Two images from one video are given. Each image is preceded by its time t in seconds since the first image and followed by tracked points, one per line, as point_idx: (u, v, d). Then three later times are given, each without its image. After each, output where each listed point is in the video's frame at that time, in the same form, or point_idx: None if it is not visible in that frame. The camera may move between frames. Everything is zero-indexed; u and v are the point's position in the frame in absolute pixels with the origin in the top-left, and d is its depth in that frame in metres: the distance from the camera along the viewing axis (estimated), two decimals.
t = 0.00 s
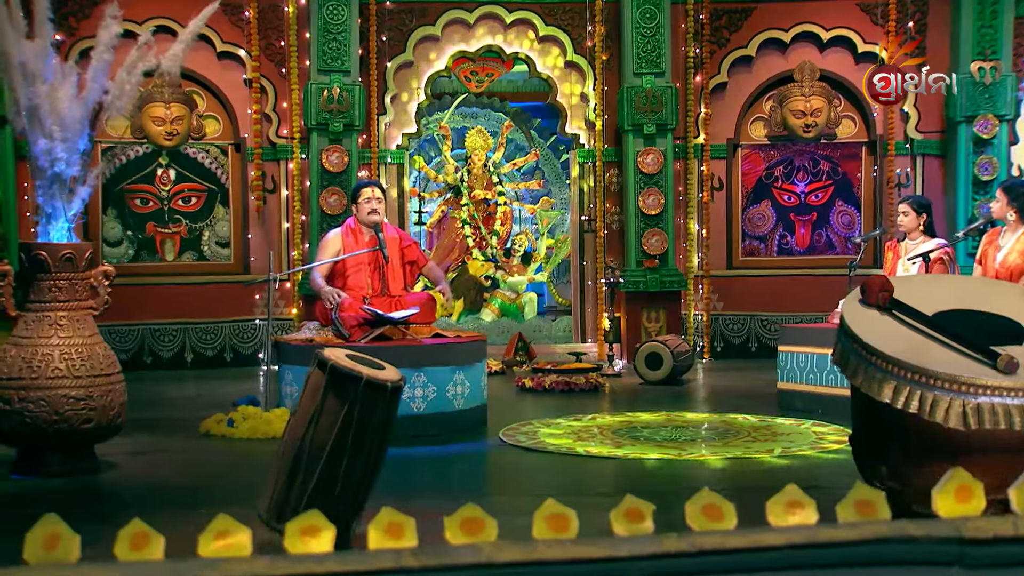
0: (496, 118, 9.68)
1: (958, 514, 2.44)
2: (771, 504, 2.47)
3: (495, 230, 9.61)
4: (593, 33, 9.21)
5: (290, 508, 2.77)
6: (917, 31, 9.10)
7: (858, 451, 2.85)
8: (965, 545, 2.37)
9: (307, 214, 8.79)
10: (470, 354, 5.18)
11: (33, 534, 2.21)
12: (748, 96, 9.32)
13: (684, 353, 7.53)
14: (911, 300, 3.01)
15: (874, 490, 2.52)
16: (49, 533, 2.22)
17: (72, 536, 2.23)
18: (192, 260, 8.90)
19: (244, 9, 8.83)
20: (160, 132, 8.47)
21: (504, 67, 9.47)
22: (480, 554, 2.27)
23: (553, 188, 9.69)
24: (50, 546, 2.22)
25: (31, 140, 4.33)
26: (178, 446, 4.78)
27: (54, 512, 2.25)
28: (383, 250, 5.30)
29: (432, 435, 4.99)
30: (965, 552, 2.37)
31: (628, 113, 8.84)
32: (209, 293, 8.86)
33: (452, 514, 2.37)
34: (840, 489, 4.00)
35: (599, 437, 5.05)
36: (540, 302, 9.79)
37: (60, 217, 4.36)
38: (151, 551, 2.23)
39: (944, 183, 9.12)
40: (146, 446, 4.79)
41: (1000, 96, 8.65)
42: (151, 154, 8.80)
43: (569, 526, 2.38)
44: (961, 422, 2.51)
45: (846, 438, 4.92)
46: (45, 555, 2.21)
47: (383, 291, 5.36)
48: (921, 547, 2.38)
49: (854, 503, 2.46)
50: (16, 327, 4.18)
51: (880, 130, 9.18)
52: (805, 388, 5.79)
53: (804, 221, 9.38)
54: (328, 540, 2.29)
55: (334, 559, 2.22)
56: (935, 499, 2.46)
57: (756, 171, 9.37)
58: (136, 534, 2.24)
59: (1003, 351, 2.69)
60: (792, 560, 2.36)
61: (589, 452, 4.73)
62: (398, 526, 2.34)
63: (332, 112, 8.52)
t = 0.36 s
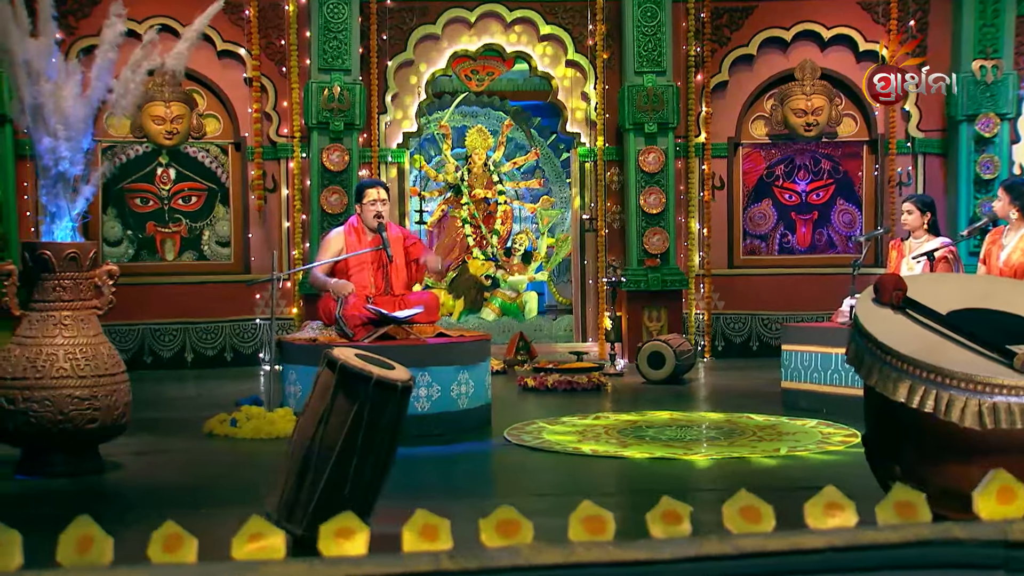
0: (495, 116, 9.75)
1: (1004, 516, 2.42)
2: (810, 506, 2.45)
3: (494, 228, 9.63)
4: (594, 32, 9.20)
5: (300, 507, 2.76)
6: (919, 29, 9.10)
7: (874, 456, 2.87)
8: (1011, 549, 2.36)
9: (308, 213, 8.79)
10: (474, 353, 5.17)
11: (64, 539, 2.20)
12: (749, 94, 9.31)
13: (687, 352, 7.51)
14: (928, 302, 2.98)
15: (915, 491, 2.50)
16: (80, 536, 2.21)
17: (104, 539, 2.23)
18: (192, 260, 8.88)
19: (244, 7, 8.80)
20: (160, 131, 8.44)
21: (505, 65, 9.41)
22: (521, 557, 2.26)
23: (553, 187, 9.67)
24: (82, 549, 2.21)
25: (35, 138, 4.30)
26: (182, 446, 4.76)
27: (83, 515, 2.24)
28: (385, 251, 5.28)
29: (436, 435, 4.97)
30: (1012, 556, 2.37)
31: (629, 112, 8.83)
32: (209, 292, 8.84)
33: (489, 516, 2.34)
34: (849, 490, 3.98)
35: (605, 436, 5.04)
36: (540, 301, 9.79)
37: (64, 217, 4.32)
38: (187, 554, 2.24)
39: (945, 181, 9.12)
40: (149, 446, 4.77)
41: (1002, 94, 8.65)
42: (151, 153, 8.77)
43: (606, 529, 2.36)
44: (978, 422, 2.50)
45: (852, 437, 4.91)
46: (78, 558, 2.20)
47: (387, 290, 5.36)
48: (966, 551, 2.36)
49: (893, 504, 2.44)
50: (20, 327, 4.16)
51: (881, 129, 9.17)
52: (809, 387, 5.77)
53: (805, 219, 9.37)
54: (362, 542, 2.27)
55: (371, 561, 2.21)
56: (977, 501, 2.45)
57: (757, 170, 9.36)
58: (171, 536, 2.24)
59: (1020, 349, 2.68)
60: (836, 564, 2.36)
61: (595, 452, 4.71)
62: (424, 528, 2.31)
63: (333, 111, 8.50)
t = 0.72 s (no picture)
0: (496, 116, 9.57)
1: None
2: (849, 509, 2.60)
3: (495, 228, 9.61)
4: (595, 31, 9.19)
5: (309, 509, 2.75)
6: (920, 28, 9.10)
7: (887, 457, 2.88)
8: None
9: (309, 213, 8.77)
10: (479, 353, 5.15)
11: (100, 541, 2.37)
12: (751, 93, 9.29)
13: (689, 352, 7.50)
14: (941, 301, 2.97)
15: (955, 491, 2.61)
16: (114, 538, 2.38)
17: (138, 541, 2.40)
18: (192, 259, 8.86)
19: (245, 6, 8.78)
20: (160, 130, 8.44)
21: (505, 64, 9.40)
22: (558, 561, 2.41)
23: (553, 185, 9.65)
24: (116, 551, 2.38)
25: (40, 137, 4.29)
26: (186, 446, 4.75)
27: (118, 518, 2.42)
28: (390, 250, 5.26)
29: (441, 434, 4.96)
30: None
31: (630, 111, 8.82)
32: (209, 291, 8.81)
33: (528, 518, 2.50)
34: (855, 490, 3.98)
35: (610, 436, 5.03)
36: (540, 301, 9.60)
37: (68, 216, 4.31)
38: (217, 556, 2.38)
39: (946, 179, 9.12)
40: (154, 446, 4.76)
41: (1003, 93, 8.65)
42: (151, 152, 8.73)
43: (643, 530, 2.50)
44: (994, 421, 2.53)
45: (857, 437, 4.91)
46: (112, 559, 2.38)
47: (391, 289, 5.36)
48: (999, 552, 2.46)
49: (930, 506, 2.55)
50: (25, 326, 4.15)
51: (882, 128, 9.17)
52: (813, 386, 5.76)
53: (806, 218, 9.35)
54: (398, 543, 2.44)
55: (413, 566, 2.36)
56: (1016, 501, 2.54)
57: (759, 168, 9.35)
58: (203, 538, 2.39)
59: None
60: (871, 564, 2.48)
61: (601, 451, 4.69)
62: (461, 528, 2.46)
63: (334, 110, 8.49)
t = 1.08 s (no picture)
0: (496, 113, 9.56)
1: None
2: (891, 510, 2.55)
3: (495, 226, 9.56)
4: (595, 28, 9.18)
5: (318, 507, 2.74)
6: (921, 25, 9.09)
7: (901, 457, 2.86)
8: None
9: (308, 211, 8.75)
10: (482, 351, 5.13)
11: (134, 541, 2.34)
12: (751, 90, 9.28)
13: (691, 349, 7.48)
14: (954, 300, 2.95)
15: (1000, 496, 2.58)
16: (149, 538, 2.35)
17: (172, 542, 2.37)
18: (192, 257, 8.83)
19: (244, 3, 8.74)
20: (160, 128, 8.41)
21: (506, 62, 9.37)
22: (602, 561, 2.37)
23: (553, 183, 9.62)
24: (151, 552, 2.35)
25: (43, 135, 4.27)
26: (189, 444, 4.73)
27: (151, 518, 2.38)
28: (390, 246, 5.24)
29: (444, 433, 4.94)
30: None
31: (631, 108, 8.80)
32: (209, 290, 8.79)
33: (562, 521, 2.46)
34: (862, 488, 3.98)
35: (614, 434, 5.02)
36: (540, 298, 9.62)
37: (72, 214, 4.29)
38: (253, 558, 2.34)
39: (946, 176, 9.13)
40: (156, 445, 4.74)
41: (1004, 90, 8.65)
42: (151, 150, 8.70)
43: (682, 532, 2.46)
44: (1010, 419, 2.52)
45: (862, 434, 4.91)
46: (147, 560, 2.35)
47: (392, 287, 5.33)
48: None
49: (975, 508, 2.52)
50: (28, 325, 4.13)
51: (882, 125, 9.16)
52: (816, 384, 5.75)
53: (807, 216, 9.34)
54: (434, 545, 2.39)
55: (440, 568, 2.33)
56: None
57: (759, 166, 9.34)
58: (238, 540, 2.34)
59: None
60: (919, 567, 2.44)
61: (607, 450, 4.67)
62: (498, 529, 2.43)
63: (334, 107, 8.47)
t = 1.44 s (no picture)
0: (496, 111, 9.59)
1: None
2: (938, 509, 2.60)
3: (495, 223, 9.54)
4: (597, 25, 9.16)
5: (330, 506, 2.72)
6: (924, 22, 9.09)
7: (914, 450, 2.87)
8: None
9: (309, 209, 8.71)
10: (487, 349, 5.12)
11: (173, 541, 2.44)
12: (753, 87, 9.27)
13: (694, 347, 7.47)
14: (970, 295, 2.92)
15: None
16: (188, 538, 2.45)
17: (210, 544, 2.46)
18: (193, 255, 8.82)
19: None
20: (161, 126, 8.39)
21: (507, 59, 9.35)
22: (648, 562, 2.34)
23: (554, 181, 9.63)
24: (190, 552, 2.45)
25: (48, 132, 4.25)
26: (194, 443, 4.71)
27: (190, 520, 2.48)
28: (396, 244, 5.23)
29: (450, 432, 4.93)
30: None
31: (632, 105, 8.79)
32: (210, 289, 8.77)
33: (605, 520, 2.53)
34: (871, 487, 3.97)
35: (620, 432, 5.00)
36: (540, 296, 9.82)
37: (77, 212, 4.28)
38: (291, 559, 2.38)
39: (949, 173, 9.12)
40: (161, 443, 4.72)
41: (1007, 87, 8.63)
42: (152, 147, 8.66)
43: (725, 532, 2.54)
44: None
45: (868, 432, 4.91)
46: (186, 560, 2.44)
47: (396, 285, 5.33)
48: None
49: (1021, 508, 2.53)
50: (34, 323, 4.11)
51: (885, 122, 9.15)
52: (821, 381, 5.74)
53: (808, 213, 9.32)
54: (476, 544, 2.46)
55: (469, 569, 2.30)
56: None
57: (760, 163, 9.32)
58: (275, 541, 2.39)
59: None
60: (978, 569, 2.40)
61: (613, 448, 4.66)
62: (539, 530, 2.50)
63: (335, 105, 8.45)
